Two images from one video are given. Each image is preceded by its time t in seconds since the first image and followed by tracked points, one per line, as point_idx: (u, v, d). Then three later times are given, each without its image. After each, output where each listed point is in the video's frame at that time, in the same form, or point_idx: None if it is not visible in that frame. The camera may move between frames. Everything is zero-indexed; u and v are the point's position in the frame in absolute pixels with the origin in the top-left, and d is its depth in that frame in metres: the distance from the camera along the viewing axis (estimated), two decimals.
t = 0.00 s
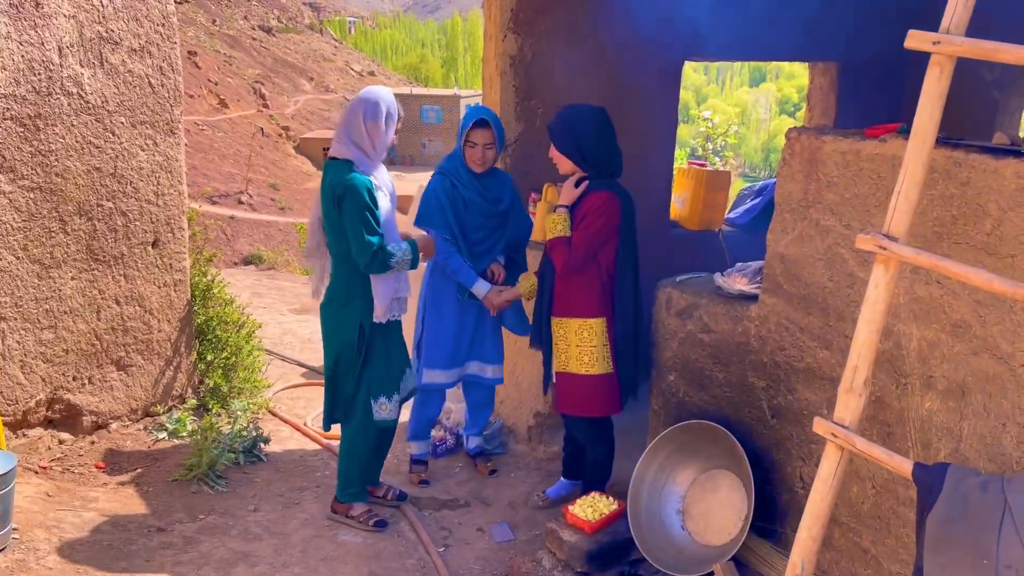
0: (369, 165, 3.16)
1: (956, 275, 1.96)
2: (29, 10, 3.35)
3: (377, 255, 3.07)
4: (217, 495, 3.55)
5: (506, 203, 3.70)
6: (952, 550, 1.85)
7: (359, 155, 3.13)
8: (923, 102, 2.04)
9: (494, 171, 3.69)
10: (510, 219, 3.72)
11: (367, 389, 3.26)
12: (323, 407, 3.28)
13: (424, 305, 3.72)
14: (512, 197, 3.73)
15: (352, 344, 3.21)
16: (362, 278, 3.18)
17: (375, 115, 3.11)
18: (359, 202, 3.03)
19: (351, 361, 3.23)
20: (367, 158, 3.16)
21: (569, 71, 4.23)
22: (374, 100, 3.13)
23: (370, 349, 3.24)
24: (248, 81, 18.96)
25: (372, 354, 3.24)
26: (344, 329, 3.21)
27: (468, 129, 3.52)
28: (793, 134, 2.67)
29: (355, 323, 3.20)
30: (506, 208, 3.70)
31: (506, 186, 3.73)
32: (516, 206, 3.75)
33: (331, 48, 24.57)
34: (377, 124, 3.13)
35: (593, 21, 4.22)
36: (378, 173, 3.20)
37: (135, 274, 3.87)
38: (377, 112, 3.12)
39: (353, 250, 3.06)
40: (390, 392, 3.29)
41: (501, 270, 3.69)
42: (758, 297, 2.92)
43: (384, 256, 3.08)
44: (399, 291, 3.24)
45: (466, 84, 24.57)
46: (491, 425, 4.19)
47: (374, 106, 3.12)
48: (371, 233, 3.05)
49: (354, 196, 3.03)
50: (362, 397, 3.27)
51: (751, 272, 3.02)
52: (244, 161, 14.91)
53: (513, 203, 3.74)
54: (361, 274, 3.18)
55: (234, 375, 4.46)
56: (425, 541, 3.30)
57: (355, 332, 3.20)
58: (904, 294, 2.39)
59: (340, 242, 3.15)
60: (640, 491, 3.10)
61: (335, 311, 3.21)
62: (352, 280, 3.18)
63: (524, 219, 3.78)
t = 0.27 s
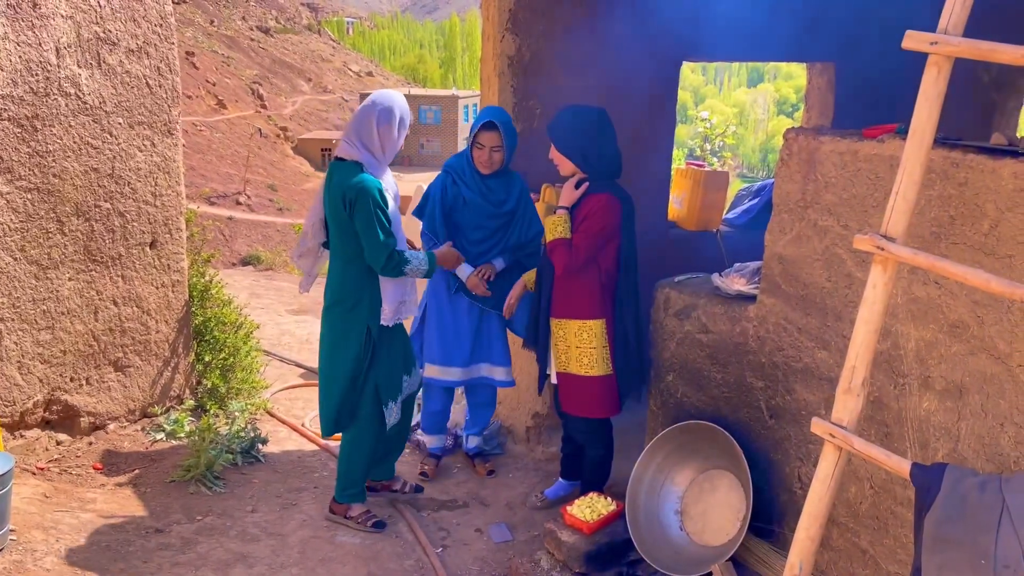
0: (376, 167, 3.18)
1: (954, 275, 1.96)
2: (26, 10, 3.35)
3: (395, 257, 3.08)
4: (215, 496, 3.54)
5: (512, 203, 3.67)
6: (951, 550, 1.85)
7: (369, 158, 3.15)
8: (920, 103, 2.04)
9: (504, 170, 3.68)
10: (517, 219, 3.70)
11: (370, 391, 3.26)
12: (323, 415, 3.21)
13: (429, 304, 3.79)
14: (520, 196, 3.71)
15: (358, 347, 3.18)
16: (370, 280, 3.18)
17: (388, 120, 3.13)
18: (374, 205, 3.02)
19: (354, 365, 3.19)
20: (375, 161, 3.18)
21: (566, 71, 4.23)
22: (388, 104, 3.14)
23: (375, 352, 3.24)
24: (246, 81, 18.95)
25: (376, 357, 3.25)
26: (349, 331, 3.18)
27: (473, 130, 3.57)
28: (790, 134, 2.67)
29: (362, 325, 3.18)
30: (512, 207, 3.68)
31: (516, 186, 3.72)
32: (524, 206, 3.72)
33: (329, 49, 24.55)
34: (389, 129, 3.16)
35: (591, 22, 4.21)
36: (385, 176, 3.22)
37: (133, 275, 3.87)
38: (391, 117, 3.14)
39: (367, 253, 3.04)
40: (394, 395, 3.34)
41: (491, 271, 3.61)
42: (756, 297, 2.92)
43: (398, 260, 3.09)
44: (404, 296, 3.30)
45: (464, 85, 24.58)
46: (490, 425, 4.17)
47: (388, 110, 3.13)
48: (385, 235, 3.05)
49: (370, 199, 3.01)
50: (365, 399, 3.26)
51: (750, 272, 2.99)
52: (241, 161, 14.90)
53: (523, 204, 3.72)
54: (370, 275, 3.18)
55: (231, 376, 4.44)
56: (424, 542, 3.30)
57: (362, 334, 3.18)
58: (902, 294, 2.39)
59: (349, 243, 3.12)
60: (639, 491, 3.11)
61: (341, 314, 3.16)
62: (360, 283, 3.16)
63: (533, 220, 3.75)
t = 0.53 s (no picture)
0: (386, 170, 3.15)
1: (951, 276, 1.97)
2: (24, 12, 3.34)
3: (418, 255, 3.09)
4: (214, 497, 3.54)
5: (509, 205, 3.65)
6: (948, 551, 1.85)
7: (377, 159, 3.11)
8: (917, 106, 2.05)
9: (504, 172, 3.65)
10: (514, 221, 3.68)
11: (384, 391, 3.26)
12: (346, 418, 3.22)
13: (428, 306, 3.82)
14: (519, 199, 3.68)
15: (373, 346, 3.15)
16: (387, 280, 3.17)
17: (395, 121, 3.11)
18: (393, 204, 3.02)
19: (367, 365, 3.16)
20: (385, 163, 3.15)
21: (564, 73, 4.24)
22: (394, 105, 3.13)
23: (391, 352, 3.23)
24: (245, 82, 18.95)
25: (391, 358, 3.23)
26: (365, 333, 3.14)
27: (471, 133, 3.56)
28: (789, 136, 2.68)
29: (378, 325, 3.15)
30: (509, 210, 3.66)
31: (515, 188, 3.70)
32: (523, 209, 3.70)
33: (328, 50, 24.54)
34: (395, 130, 3.13)
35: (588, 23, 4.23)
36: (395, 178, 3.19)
37: (131, 276, 3.87)
38: (398, 118, 3.12)
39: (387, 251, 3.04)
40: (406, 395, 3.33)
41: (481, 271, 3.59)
42: (754, 298, 2.93)
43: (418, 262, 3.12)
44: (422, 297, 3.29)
45: (462, 86, 24.59)
46: (488, 426, 4.17)
47: (394, 111, 3.11)
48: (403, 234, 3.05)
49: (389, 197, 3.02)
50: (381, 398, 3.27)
51: (748, 274, 3.04)
52: (240, 163, 14.90)
53: (522, 206, 3.70)
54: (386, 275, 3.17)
55: (230, 377, 4.43)
56: (422, 543, 3.30)
57: (378, 334, 3.16)
58: (900, 295, 2.40)
59: (363, 244, 3.10)
60: (637, 490, 3.11)
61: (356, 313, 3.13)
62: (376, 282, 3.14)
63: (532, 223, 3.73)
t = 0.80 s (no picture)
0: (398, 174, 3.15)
1: (949, 279, 1.98)
2: (23, 13, 3.34)
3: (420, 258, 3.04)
4: (212, 498, 3.54)
5: (502, 205, 3.68)
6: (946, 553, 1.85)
7: (386, 162, 3.12)
8: (915, 108, 2.05)
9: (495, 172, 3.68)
10: (507, 221, 3.71)
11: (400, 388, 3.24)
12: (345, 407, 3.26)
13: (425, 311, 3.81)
14: (511, 199, 3.71)
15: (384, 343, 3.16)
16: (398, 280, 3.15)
17: (396, 121, 3.12)
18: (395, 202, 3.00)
19: (379, 362, 3.18)
20: (392, 163, 3.15)
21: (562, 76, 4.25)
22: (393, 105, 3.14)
23: (402, 351, 3.20)
24: (244, 84, 18.95)
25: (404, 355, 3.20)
26: (373, 330, 3.17)
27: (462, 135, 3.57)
28: (786, 138, 2.68)
29: (387, 325, 3.16)
30: (502, 210, 3.69)
31: (507, 188, 3.72)
32: (515, 208, 3.73)
33: (326, 51, 24.56)
34: (398, 130, 3.14)
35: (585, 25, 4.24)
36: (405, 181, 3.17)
37: (129, 278, 3.87)
38: (400, 118, 3.13)
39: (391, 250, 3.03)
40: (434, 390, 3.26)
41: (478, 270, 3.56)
42: (752, 300, 2.94)
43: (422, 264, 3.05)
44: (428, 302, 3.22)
45: (461, 87, 24.60)
46: (487, 428, 4.16)
47: (394, 111, 3.12)
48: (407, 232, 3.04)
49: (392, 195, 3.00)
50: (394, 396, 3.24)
51: (746, 276, 3.06)
52: (239, 164, 14.90)
53: (514, 206, 3.73)
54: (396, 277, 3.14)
55: (228, 379, 4.43)
56: (420, 544, 3.30)
57: (387, 333, 3.16)
58: (897, 297, 2.40)
59: (369, 244, 3.11)
60: (636, 491, 3.11)
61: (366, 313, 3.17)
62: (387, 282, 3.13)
63: (524, 223, 3.77)
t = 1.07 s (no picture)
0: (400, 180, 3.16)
1: (947, 282, 1.98)
2: (23, 15, 3.34)
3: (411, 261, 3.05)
4: (211, 501, 3.54)
5: (492, 206, 3.71)
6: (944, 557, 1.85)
7: (388, 166, 3.14)
8: (913, 112, 2.06)
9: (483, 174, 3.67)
10: (500, 220, 3.74)
11: (396, 389, 3.24)
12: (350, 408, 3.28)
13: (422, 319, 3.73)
14: (501, 198, 3.75)
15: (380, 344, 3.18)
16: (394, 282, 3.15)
17: (400, 125, 3.10)
18: (389, 203, 3.03)
19: (376, 364, 3.19)
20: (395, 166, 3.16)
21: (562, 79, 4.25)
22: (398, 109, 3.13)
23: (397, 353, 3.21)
24: (244, 86, 18.96)
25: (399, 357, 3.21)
26: (369, 332, 3.18)
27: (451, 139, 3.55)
28: (785, 142, 2.69)
29: (381, 326, 3.17)
30: (492, 211, 3.71)
31: (496, 187, 3.75)
32: (505, 207, 3.77)
33: (326, 53, 24.58)
34: (400, 134, 3.11)
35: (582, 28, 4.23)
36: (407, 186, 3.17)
37: (128, 280, 3.87)
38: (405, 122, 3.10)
39: (387, 251, 3.05)
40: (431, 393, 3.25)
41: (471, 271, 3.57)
42: (751, 303, 2.94)
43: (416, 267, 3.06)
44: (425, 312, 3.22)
45: (461, 89, 24.63)
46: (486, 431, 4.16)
47: (398, 115, 3.10)
48: (401, 233, 3.06)
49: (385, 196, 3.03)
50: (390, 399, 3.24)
51: (744, 280, 3.08)
52: (238, 166, 14.90)
53: (504, 205, 3.76)
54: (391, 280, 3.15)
55: (227, 381, 4.44)
56: (419, 547, 3.30)
57: (381, 336, 3.17)
58: (896, 300, 2.40)
59: (365, 247, 3.14)
60: (635, 492, 3.10)
61: (365, 316, 3.18)
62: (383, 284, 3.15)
63: (516, 222, 3.80)
